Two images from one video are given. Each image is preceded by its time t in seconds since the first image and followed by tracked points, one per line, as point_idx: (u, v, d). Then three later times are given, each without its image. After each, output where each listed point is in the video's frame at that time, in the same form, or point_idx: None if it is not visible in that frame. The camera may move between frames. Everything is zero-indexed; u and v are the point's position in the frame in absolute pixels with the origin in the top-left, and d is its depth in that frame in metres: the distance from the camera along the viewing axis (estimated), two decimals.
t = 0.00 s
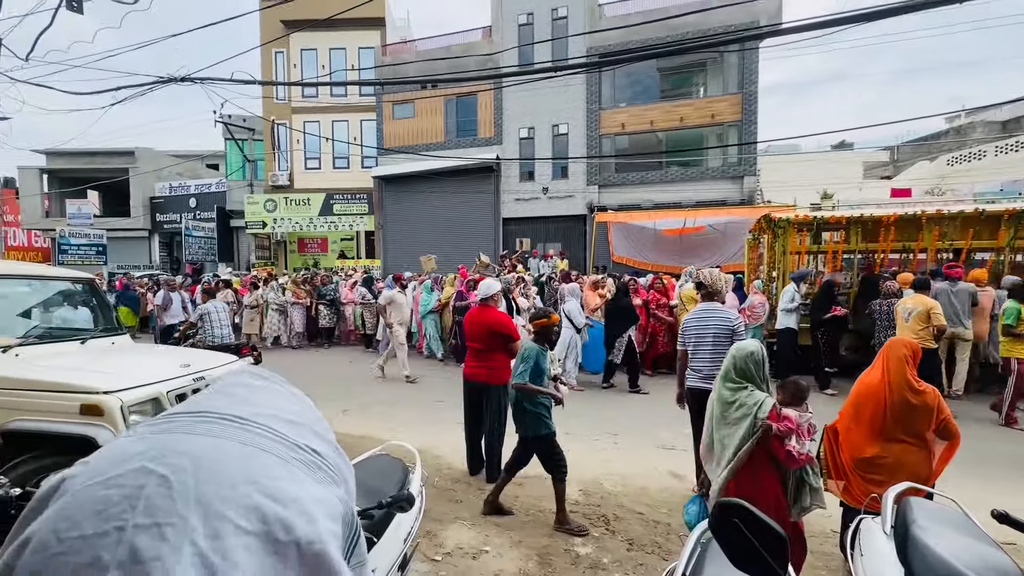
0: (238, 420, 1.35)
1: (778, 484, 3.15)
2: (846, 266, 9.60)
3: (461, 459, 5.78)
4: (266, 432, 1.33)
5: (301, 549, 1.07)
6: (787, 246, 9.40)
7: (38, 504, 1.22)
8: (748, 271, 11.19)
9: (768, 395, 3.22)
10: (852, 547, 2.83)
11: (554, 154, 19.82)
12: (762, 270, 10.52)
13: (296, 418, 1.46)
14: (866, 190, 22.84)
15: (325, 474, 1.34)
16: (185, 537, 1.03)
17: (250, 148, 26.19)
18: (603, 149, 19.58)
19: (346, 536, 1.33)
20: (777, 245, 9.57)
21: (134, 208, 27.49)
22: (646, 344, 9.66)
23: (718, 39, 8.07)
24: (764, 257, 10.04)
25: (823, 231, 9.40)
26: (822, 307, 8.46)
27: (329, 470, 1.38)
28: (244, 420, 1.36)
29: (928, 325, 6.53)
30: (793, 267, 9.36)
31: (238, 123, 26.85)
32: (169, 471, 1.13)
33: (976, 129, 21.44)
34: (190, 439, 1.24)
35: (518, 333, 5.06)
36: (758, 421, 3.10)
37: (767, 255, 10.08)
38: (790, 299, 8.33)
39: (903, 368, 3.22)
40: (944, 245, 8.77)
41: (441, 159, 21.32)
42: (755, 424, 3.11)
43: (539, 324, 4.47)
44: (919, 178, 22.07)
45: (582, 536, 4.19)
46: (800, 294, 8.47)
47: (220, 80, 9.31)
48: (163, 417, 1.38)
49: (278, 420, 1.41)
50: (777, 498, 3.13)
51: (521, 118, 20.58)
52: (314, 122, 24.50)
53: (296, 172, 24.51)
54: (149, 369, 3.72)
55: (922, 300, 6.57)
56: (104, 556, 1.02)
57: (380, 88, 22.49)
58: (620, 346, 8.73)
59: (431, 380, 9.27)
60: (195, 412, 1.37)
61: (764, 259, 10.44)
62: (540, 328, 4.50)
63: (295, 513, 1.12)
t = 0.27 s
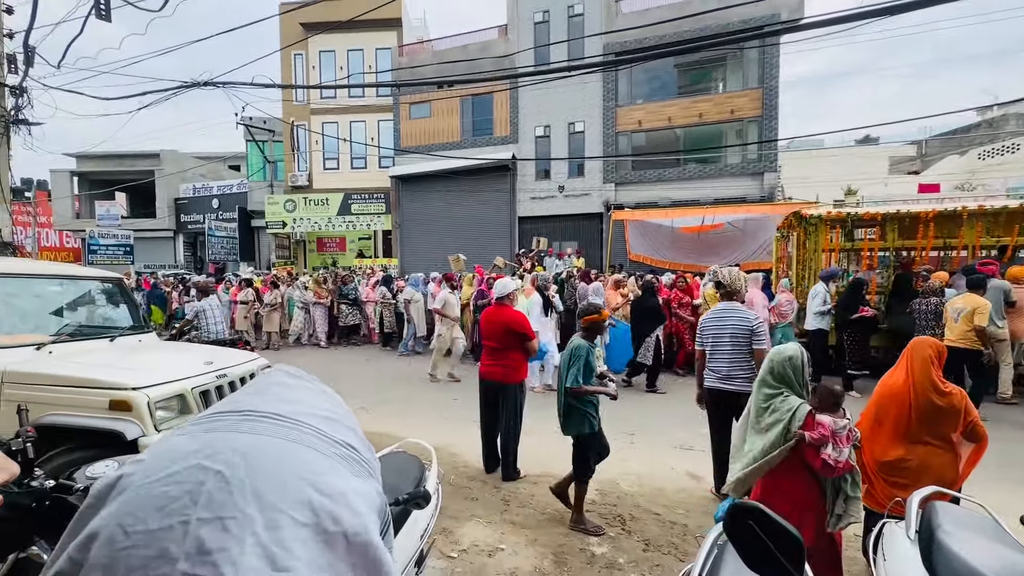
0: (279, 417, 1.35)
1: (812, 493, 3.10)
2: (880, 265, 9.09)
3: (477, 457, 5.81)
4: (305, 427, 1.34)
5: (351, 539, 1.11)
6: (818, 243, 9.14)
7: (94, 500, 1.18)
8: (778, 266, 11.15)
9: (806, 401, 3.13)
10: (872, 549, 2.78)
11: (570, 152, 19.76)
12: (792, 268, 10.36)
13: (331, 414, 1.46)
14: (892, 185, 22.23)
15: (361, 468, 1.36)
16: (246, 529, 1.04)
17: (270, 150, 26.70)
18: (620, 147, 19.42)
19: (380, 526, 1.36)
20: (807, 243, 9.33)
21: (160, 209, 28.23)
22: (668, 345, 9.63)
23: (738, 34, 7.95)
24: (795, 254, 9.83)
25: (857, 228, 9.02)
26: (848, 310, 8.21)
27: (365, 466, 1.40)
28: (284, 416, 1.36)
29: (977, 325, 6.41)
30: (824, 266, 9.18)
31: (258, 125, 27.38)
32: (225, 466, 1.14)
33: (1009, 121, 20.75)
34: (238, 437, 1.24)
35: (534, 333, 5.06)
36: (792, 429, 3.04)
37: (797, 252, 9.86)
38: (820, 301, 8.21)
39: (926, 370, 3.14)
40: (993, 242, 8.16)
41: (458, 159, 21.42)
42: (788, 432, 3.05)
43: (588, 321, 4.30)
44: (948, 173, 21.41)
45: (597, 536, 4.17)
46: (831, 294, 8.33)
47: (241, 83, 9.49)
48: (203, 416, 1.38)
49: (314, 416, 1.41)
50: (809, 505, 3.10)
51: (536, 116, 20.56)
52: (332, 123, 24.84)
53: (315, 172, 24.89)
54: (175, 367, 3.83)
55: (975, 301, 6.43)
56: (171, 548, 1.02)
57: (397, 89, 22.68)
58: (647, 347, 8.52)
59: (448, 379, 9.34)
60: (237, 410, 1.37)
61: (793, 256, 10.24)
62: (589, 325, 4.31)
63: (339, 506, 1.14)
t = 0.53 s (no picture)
0: (296, 419, 1.32)
1: (842, 494, 3.06)
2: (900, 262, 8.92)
3: (483, 456, 5.83)
4: (322, 428, 1.32)
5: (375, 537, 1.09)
6: (835, 241, 9.09)
7: (109, 509, 1.13)
8: (794, 262, 11.14)
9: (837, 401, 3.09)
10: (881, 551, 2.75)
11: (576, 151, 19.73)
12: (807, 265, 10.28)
13: (345, 414, 1.44)
14: (901, 182, 22.00)
15: (377, 467, 1.34)
16: (271, 530, 1.00)
17: (277, 150, 26.87)
18: (626, 145, 19.36)
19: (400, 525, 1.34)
20: (824, 241, 9.30)
21: (169, 209, 28.51)
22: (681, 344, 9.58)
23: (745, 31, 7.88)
24: (810, 251, 9.78)
25: (875, 226, 8.89)
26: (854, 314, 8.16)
27: (380, 467, 1.38)
28: (299, 417, 1.33)
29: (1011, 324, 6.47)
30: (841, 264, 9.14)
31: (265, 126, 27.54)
32: (245, 469, 1.10)
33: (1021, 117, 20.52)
34: (255, 440, 1.21)
35: (539, 332, 5.08)
36: (824, 430, 3.01)
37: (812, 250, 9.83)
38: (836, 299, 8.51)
39: (931, 370, 3.12)
40: (1016, 239, 8.11)
41: (463, 158, 21.44)
42: (819, 432, 3.03)
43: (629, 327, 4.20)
44: (958, 170, 21.19)
45: (602, 535, 4.18)
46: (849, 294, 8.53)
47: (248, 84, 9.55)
48: (217, 419, 1.34)
49: (329, 416, 1.39)
50: (839, 507, 3.06)
51: (542, 115, 20.54)
52: (338, 122, 24.96)
53: (321, 172, 25.02)
54: (184, 365, 3.87)
55: (1011, 297, 6.56)
56: (196, 553, 0.98)
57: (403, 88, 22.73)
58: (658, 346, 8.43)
59: (453, 378, 9.36)
60: (252, 413, 1.34)
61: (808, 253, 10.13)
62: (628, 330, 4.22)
63: (360, 505, 1.12)
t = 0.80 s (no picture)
0: (264, 422, 1.31)
1: (827, 487, 3.14)
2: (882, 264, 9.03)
3: (464, 455, 5.82)
4: (292, 430, 1.31)
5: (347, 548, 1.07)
6: (817, 240, 9.30)
7: (64, 521, 1.10)
8: (778, 263, 11.32)
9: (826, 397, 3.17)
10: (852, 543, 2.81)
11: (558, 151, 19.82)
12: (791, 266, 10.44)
13: (316, 416, 1.43)
14: (872, 186, 22.64)
15: (350, 468, 1.33)
16: (236, 541, 0.99)
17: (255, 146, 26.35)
18: (607, 146, 19.51)
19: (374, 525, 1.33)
20: (806, 241, 9.48)
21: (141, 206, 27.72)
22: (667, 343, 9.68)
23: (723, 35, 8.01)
24: (795, 252, 10.01)
25: (855, 226, 9.12)
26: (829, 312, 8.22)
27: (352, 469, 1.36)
28: (267, 421, 1.32)
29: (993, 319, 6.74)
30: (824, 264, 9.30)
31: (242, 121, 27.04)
32: (208, 479, 1.09)
33: (985, 124, 21.34)
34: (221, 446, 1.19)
35: (519, 330, 5.08)
36: (810, 424, 3.09)
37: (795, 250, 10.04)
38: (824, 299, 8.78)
39: (892, 367, 3.23)
40: (987, 241, 8.47)
41: (445, 156, 21.35)
42: (806, 425, 3.11)
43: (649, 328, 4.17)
44: (926, 174, 21.94)
45: (582, 533, 4.20)
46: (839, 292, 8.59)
47: (223, 78, 9.34)
48: (181, 424, 1.32)
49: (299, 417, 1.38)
50: (821, 499, 3.15)
51: (524, 115, 20.57)
52: (318, 119, 24.62)
53: (300, 169, 24.63)
54: (155, 366, 3.77)
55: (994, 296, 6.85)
56: (156, 567, 0.97)
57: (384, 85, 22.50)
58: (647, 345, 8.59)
59: (434, 377, 9.33)
60: (217, 416, 1.32)
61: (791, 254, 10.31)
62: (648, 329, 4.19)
63: (331, 510, 1.11)
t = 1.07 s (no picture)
0: (189, 414, 1.29)
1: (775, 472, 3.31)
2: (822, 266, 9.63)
3: (417, 455, 5.74)
4: (220, 423, 1.30)
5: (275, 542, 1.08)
6: (765, 242, 9.74)
7: None
8: (728, 263, 11.68)
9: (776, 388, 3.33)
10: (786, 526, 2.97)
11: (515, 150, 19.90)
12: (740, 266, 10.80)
13: (245, 407, 1.43)
14: (808, 192, 24.12)
15: (279, 461, 1.33)
16: (153, 533, 0.96)
17: (196, 135, 24.90)
18: (563, 146, 19.78)
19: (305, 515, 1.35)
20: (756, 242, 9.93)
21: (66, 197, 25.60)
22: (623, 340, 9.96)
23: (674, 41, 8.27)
24: (745, 252, 10.47)
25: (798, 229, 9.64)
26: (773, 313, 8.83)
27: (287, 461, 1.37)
28: (190, 413, 1.30)
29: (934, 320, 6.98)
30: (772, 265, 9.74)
31: (181, 109, 25.51)
32: (125, 471, 1.06)
33: (907, 137, 23.19)
34: (142, 438, 1.16)
35: (475, 329, 5.07)
36: (760, 411, 3.25)
37: (745, 251, 10.50)
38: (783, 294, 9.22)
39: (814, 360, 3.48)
40: (914, 244, 9.18)
41: (401, 152, 20.96)
42: (757, 413, 3.26)
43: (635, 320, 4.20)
44: (855, 182, 23.61)
45: (536, 529, 4.25)
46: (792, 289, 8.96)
47: (159, 61, 8.76)
48: (97, 416, 1.29)
49: (227, 409, 1.37)
50: (772, 483, 3.31)
51: (481, 113, 20.52)
52: (265, 109, 23.57)
53: (246, 161, 23.50)
54: (78, 368, 3.49)
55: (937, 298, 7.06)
56: (64, 564, 0.92)
57: (336, 77, 21.81)
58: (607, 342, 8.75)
59: (388, 377, 9.16)
60: (136, 408, 1.29)
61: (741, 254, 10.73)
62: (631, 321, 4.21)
63: (258, 501, 1.12)
